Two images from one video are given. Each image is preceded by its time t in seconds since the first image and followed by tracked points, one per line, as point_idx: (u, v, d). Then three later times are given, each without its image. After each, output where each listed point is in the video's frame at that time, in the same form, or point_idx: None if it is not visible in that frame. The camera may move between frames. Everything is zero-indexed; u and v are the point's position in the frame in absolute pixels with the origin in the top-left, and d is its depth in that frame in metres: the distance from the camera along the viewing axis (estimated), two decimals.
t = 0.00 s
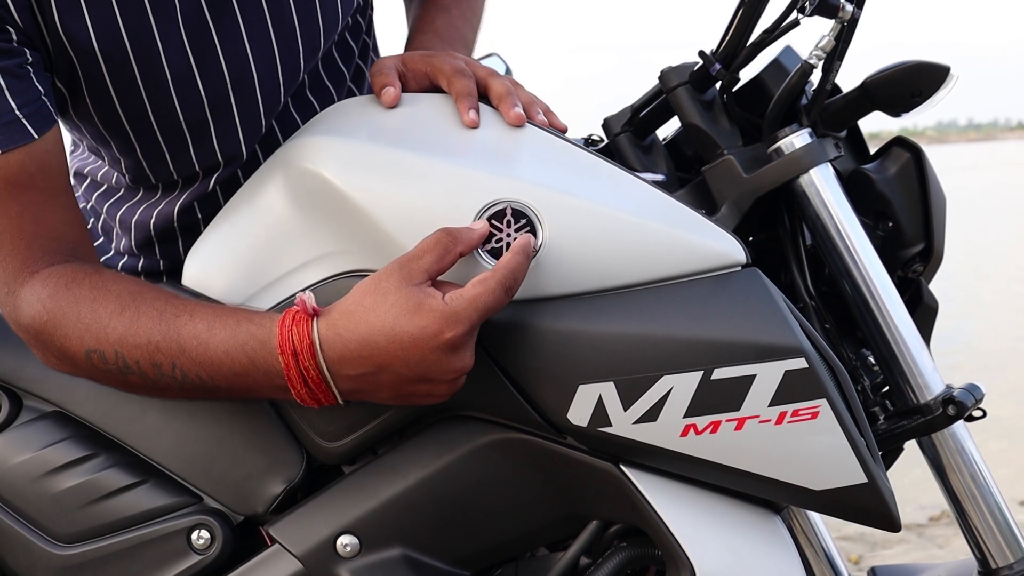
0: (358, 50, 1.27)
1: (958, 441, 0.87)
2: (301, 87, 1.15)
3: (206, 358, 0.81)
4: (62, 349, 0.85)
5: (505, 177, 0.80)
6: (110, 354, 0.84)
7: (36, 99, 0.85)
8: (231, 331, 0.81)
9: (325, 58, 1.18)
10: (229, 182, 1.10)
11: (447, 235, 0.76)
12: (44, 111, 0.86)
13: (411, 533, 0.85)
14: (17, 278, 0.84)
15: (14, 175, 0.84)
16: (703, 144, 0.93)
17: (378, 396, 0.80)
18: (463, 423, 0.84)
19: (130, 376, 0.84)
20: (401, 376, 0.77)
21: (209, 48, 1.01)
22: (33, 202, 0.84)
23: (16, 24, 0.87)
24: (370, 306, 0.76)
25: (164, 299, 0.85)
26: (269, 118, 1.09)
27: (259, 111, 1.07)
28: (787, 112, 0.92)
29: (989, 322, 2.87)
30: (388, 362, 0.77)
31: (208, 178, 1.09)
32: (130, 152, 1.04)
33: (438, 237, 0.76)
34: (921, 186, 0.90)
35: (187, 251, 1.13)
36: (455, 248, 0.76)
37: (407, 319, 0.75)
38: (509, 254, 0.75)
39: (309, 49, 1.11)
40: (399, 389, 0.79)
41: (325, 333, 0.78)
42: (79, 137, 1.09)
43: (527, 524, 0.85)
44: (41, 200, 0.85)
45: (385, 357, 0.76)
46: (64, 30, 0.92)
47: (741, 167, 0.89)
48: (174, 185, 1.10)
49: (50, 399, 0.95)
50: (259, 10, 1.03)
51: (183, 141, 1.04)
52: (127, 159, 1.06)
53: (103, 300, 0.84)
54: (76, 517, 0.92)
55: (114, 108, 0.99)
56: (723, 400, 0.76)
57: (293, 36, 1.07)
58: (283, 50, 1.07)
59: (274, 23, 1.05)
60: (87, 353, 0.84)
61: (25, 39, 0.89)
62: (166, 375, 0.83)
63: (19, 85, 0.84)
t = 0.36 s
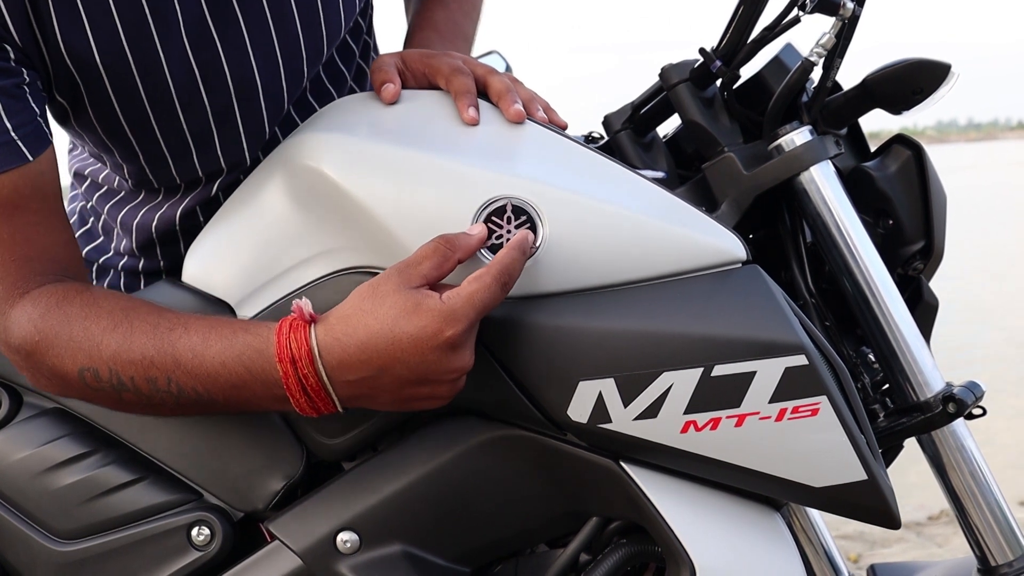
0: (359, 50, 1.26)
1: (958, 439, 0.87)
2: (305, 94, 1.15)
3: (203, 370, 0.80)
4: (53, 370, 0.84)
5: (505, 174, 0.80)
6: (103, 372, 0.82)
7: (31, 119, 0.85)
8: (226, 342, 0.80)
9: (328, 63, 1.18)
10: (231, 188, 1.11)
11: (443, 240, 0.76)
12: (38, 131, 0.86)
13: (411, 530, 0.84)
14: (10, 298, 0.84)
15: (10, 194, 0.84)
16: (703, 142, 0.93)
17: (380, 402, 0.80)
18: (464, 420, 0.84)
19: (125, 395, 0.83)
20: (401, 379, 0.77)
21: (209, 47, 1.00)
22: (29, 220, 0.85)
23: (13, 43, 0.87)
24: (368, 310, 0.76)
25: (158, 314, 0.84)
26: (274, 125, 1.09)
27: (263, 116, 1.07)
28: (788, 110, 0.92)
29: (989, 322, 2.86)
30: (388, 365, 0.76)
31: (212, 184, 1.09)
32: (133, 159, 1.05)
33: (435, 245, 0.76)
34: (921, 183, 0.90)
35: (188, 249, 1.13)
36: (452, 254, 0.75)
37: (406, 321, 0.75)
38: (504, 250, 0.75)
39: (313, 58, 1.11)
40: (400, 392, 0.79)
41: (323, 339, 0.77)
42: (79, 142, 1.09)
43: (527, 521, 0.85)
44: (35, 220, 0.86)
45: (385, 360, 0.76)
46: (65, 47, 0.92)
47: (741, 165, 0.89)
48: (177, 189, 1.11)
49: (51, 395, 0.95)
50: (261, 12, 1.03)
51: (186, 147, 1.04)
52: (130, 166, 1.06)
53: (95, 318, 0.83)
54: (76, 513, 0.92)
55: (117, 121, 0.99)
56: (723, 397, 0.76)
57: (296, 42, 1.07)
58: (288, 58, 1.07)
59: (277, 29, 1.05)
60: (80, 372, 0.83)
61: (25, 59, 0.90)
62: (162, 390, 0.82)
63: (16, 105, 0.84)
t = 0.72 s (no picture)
0: (356, 43, 1.26)
1: (960, 437, 0.87)
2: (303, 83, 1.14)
3: (217, 375, 0.77)
4: (52, 372, 0.80)
5: (504, 170, 0.79)
6: (106, 373, 0.79)
7: (30, 105, 0.83)
8: (243, 345, 0.78)
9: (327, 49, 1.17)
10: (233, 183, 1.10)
11: (457, 242, 0.76)
12: (37, 118, 0.84)
13: (410, 528, 0.84)
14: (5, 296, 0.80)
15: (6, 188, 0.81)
16: (704, 139, 0.93)
17: (408, 402, 0.77)
18: (464, 418, 0.84)
19: (129, 398, 0.79)
20: (431, 370, 0.75)
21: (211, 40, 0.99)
22: (24, 212, 0.82)
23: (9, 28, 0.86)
24: (392, 306, 0.74)
25: (166, 316, 0.81)
26: (272, 118, 1.08)
27: (263, 112, 1.06)
28: (789, 106, 0.91)
29: (991, 319, 2.85)
30: (417, 356, 0.74)
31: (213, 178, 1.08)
32: (133, 152, 1.04)
33: (451, 246, 0.75)
34: (923, 179, 0.89)
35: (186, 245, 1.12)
36: (466, 253, 0.75)
37: (434, 310, 0.73)
38: (507, 225, 0.75)
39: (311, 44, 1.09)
40: (429, 388, 0.76)
41: (348, 338, 0.75)
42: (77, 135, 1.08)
43: (527, 520, 0.84)
44: (32, 211, 0.82)
45: (414, 351, 0.74)
46: (66, 37, 0.91)
47: (741, 161, 0.88)
48: (175, 185, 1.10)
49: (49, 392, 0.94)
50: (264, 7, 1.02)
51: (187, 144, 1.04)
52: (129, 159, 1.05)
53: (100, 318, 0.80)
54: (74, 511, 0.91)
55: (119, 112, 0.98)
56: (724, 395, 0.76)
57: (296, 36, 1.06)
58: (287, 49, 1.06)
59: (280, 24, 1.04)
60: (81, 373, 0.79)
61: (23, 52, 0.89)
62: (169, 396, 0.79)
63: (14, 90, 0.83)
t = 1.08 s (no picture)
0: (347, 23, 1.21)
1: (959, 431, 0.86)
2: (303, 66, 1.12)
3: (291, 472, 0.77)
4: (102, 438, 0.78)
5: (502, 161, 0.79)
6: (170, 451, 0.77)
7: (48, 143, 0.79)
8: (324, 448, 0.77)
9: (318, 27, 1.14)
10: (229, 163, 1.07)
11: (540, 390, 0.74)
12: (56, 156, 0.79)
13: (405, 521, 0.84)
14: (43, 355, 0.77)
15: (18, 243, 0.75)
16: (703, 131, 0.92)
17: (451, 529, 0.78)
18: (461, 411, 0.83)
19: (188, 477, 0.78)
20: (472, 517, 0.75)
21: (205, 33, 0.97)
22: (45, 265, 0.76)
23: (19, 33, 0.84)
24: (453, 450, 0.74)
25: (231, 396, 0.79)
26: (266, 91, 1.04)
27: (257, 91, 1.03)
28: (789, 98, 0.90)
29: (991, 316, 2.85)
30: (465, 509, 0.75)
31: (211, 160, 1.05)
32: (134, 145, 1.01)
33: (530, 397, 0.73)
34: (923, 172, 0.88)
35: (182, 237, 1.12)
36: (543, 414, 0.73)
37: (481, 473, 0.73)
38: (600, 419, 0.73)
39: (302, 22, 1.05)
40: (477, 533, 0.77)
41: (410, 474, 0.75)
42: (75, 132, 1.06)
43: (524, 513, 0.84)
44: (59, 262, 0.77)
45: (460, 501, 0.74)
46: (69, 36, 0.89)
47: (741, 153, 0.88)
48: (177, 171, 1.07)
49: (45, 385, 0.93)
50: None
51: (183, 125, 1.01)
52: (131, 154, 1.03)
53: (163, 397, 0.78)
54: (70, 504, 0.91)
55: (123, 108, 0.96)
56: (723, 387, 0.75)
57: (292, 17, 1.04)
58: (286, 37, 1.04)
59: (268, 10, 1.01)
60: (141, 448, 0.77)
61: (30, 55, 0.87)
62: (233, 481, 0.78)
63: (31, 127, 0.78)
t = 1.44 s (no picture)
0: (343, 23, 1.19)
1: (956, 427, 0.86)
2: (302, 63, 1.08)
3: (422, 492, 0.73)
4: (214, 451, 0.72)
5: (497, 157, 0.79)
6: (289, 465, 0.72)
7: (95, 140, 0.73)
8: (460, 464, 0.74)
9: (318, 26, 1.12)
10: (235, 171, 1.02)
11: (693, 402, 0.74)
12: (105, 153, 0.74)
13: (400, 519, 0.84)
14: (141, 356, 0.71)
15: (91, 241, 0.69)
16: (699, 127, 0.92)
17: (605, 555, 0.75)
18: (456, 407, 0.83)
19: (306, 495, 0.73)
20: (632, 539, 0.73)
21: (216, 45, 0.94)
22: (123, 262, 0.70)
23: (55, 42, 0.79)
24: (614, 466, 0.72)
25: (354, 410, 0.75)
26: (272, 95, 1.00)
27: (264, 98, 1.00)
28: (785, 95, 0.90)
29: (990, 314, 2.85)
30: (613, 530, 0.73)
31: (219, 168, 0.99)
32: (144, 158, 0.95)
33: (687, 408, 0.74)
34: (920, 168, 0.88)
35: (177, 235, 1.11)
36: (697, 422, 0.73)
37: (652, 485, 0.72)
38: (770, 426, 0.73)
39: (304, 21, 1.03)
40: (626, 557, 0.75)
41: (565, 494, 0.73)
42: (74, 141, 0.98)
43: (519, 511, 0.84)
44: (136, 258, 0.71)
45: (622, 520, 0.72)
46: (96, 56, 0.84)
47: (736, 149, 0.88)
48: (182, 183, 1.00)
49: (39, 382, 0.93)
50: None
51: (192, 137, 0.96)
52: (139, 166, 0.96)
53: (284, 406, 0.73)
54: (64, 501, 0.91)
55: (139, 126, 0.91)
56: (717, 383, 0.75)
57: (292, 12, 1.00)
58: (290, 39, 1.01)
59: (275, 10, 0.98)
60: (256, 459, 0.72)
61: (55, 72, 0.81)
62: (359, 501, 0.73)
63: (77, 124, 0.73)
